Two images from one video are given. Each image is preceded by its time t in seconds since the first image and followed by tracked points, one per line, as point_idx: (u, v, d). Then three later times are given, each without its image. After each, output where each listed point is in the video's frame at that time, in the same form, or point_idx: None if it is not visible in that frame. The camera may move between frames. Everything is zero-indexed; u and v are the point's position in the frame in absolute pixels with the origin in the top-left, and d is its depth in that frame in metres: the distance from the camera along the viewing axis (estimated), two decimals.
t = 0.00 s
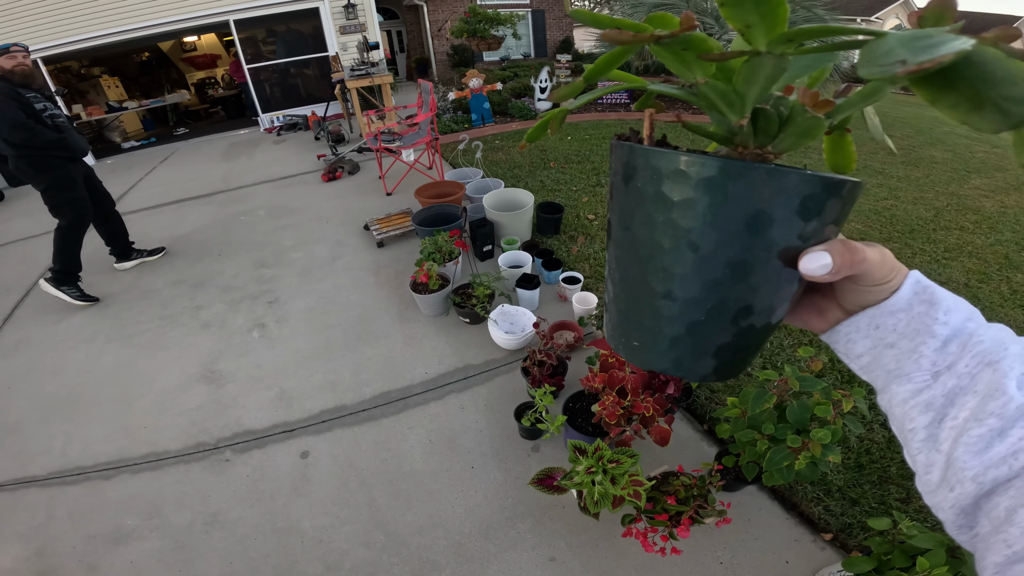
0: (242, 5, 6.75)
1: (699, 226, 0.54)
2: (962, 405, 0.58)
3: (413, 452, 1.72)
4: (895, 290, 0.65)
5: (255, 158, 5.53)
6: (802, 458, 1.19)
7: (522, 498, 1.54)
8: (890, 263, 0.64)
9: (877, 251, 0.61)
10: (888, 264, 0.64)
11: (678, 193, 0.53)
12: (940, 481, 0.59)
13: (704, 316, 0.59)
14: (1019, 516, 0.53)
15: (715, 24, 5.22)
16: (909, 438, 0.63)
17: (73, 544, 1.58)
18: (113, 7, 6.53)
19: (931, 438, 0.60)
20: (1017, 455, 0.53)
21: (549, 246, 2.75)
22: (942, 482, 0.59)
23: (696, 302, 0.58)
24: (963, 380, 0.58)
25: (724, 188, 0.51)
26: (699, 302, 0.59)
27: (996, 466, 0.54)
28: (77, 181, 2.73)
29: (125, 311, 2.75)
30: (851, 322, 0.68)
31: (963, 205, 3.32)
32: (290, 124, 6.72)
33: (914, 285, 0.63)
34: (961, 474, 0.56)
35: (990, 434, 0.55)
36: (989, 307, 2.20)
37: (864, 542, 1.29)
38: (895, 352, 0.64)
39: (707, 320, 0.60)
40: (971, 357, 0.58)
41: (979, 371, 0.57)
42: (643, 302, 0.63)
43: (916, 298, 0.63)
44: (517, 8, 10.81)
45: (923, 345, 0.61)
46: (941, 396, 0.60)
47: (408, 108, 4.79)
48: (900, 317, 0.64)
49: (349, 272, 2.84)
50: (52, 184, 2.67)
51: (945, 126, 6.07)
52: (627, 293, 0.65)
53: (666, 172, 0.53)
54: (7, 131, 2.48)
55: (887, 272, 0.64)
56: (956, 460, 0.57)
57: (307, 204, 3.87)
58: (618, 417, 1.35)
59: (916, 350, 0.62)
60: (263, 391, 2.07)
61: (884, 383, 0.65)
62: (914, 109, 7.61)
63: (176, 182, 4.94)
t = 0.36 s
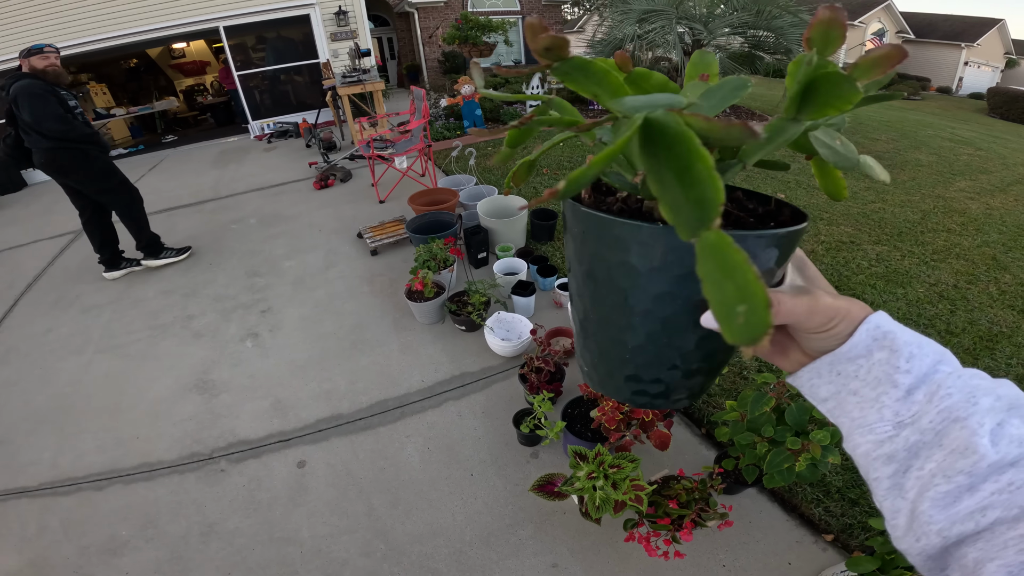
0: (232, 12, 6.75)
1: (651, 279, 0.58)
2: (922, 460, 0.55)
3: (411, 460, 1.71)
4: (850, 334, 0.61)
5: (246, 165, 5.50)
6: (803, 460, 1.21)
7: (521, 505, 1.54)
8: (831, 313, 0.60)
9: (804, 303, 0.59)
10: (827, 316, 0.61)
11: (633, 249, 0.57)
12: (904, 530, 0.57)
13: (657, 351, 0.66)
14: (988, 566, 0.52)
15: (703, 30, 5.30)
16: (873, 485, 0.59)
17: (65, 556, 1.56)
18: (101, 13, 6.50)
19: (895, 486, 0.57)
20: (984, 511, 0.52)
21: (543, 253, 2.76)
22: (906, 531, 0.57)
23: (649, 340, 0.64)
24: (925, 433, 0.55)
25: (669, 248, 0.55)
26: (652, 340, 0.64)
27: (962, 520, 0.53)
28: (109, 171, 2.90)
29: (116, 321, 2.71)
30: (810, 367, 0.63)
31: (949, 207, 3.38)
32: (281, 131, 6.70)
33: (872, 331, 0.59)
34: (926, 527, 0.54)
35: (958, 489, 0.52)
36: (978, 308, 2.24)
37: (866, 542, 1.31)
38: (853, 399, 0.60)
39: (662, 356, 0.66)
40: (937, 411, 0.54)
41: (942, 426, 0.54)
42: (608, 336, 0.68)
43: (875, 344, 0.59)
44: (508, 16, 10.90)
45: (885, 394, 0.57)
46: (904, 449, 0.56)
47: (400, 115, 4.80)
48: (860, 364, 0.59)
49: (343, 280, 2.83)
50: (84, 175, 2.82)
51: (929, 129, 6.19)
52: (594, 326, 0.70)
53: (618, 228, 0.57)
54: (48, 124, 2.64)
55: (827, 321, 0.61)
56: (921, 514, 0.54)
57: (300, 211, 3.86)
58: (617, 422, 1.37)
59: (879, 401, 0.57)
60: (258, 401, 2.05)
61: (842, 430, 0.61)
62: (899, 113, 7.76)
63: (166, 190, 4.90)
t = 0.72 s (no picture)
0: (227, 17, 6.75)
1: (617, 303, 0.57)
2: (906, 491, 0.58)
3: (410, 468, 1.70)
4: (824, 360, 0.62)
5: (241, 172, 5.49)
6: (805, 463, 1.22)
7: (521, 511, 1.53)
8: (790, 339, 0.63)
9: (758, 325, 0.62)
10: (786, 341, 0.63)
11: (597, 273, 0.56)
12: (885, 561, 0.61)
13: (625, 371, 0.65)
14: None
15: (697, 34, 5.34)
16: (853, 515, 0.64)
17: (60, 566, 1.54)
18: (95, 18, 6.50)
19: (874, 518, 0.61)
20: (970, 545, 0.55)
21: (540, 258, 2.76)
22: (887, 562, 0.61)
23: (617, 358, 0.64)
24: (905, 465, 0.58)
25: (634, 275, 0.54)
26: (621, 359, 0.64)
27: (946, 556, 0.56)
28: (152, 164, 3.12)
29: (110, 329, 2.69)
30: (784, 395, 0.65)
31: (943, 208, 3.40)
32: (276, 137, 6.68)
33: (844, 359, 0.61)
34: (907, 562, 0.58)
35: (943, 525, 0.56)
36: (974, 309, 2.25)
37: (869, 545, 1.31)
38: (833, 432, 0.61)
39: (630, 373, 0.66)
40: (916, 446, 0.57)
41: (921, 459, 0.57)
42: (579, 354, 0.68)
43: (847, 373, 0.60)
44: (502, 21, 10.96)
45: (864, 425, 0.59)
46: (883, 482, 0.59)
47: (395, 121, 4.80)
48: (833, 393, 0.61)
49: (339, 287, 2.82)
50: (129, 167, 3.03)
51: (920, 131, 6.25)
52: (567, 341, 0.70)
53: (585, 255, 0.55)
54: (112, 120, 2.87)
55: (786, 347, 0.64)
56: (903, 549, 0.58)
57: (295, 218, 3.85)
58: (618, 427, 1.36)
59: (855, 433, 0.60)
60: (254, 409, 2.04)
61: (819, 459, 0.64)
62: (891, 115, 7.83)
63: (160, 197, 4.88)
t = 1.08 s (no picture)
0: (226, 22, 6.77)
1: (598, 319, 0.59)
2: (909, 519, 0.62)
3: (409, 473, 1.70)
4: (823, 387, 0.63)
5: (239, 176, 5.49)
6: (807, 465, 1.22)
7: (522, 516, 1.53)
8: (779, 363, 0.64)
9: (746, 346, 0.61)
10: (775, 364, 0.64)
11: (576, 290, 0.57)
12: None
13: (615, 383, 0.66)
14: None
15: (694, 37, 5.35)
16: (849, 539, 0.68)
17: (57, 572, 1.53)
18: (94, 23, 6.54)
19: (872, 543, 0.66)
20: (973, 572, 0.61)
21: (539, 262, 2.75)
22: None
23: (602, 371, 0.65)
24: (907, 492, 0.61)
25: (610, 294, 0.55)
26: (607, 373, 0.65)
27: None
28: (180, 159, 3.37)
29: (108, 334, 2.68)
30: (776, 419, 0.66)
31: (941, 209, 3.41)
32: (274, 142, 6.69)
33: (840, 384, 0.62)
34: None
35: (946, 554, 0.61)
36: (974, 310, 2.25)
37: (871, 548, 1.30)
38: (834, 458, 0.64)
39: (616, 386, 0.67)
40: (919, 479, 0.60)
41: (924, 488, 0.60)
42: (567, 366, 0.70)
43: (845, 400, 0.62)
44: (500, 25, 11.00)
45: (864, 453, 0.62)
46: (882, 510, 0.63)
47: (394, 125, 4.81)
48: (829, 419, 0.63)
49: (338, 292, 2.82)
50: (167, 154, 3.30)
51: (917, 133, 6.27)
52: (557, 353, 0.70)
53: (565, 272, 0.56)
54: (168, 110, 3.17)
55: (775, 370, 0.65)
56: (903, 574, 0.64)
57: (294, 222, 3.85)
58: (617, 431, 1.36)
59: (855, 462, 0.62)
60: (253, 414, 2.03)
61: (818, 483, 0.66)
62: (887, 117, 7.86)
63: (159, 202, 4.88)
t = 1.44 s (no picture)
0: (227, 25, 6.81)
1: (578, 349, 0.59)
2: (892, 531, 0.64)
3: (410, 476, 1.69)
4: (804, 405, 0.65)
5: (240, 180, 5.50)
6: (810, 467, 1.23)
7: (524, 519, 1.52)
8: (760, 385, 0.66)
9: (724, 369, 0.63)
10: (755, 387, 0.66)
11: (555, 320, 0.58)
12: None
13: (602, 407, 0.67)
14: None
15: (694, 39, 5.39)
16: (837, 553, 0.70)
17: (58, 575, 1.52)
18: (96, 27, 6.57)
19: (859, 556, 0.68)
20: None
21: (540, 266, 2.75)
22: None
23: (587, 397, 0.67)
24: (890, 506, 0.63)
25: (589, 325, 0.56)
26: (593, 398, 0.66)
27: None
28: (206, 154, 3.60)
29: (109, 338, 2.69)
30: (761, 436, 0.68)
31: (942, 211, 3.42)
32: (275, 145, 6.69)
33: (822, 402, 0.64)
34: None
35: (932, 565, 0.63)
36: (975, 312, 2.25)
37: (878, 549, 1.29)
38: (819, 473, 0.65)
39: (603, 411, 0.68)
40: (901, 492, 0.62)
41: (907, 502, 0.62)
42: (554, 391, 0.71)
43: (828, 416, 0.64)
44: (500, 28, 11.04)
45: (848, 468, 0.63)
46: (866, 525, 0.65)
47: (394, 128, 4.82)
48: (812, 435, 0.65)
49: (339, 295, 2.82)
50: (192, 150, 3.56)
51: (917, 134, 6.28)
52: (544, 378, 0.71)
53: (543, 303, 0.57)
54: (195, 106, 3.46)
55: (756, 393, 0.67)
56: None
57: (295, 226, 3.85)
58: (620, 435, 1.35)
59: (838, 478, 0.64)
60: (254, 417, 2.03)
61: (803, 497, 0.68)
62: (886, 118, 7.88)
63: (160, 206, 4.89)
